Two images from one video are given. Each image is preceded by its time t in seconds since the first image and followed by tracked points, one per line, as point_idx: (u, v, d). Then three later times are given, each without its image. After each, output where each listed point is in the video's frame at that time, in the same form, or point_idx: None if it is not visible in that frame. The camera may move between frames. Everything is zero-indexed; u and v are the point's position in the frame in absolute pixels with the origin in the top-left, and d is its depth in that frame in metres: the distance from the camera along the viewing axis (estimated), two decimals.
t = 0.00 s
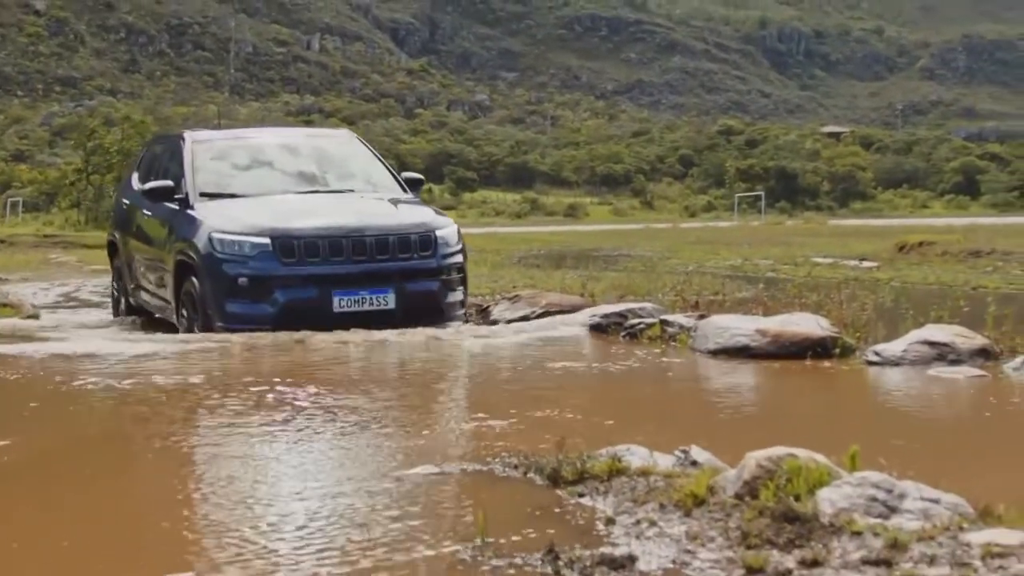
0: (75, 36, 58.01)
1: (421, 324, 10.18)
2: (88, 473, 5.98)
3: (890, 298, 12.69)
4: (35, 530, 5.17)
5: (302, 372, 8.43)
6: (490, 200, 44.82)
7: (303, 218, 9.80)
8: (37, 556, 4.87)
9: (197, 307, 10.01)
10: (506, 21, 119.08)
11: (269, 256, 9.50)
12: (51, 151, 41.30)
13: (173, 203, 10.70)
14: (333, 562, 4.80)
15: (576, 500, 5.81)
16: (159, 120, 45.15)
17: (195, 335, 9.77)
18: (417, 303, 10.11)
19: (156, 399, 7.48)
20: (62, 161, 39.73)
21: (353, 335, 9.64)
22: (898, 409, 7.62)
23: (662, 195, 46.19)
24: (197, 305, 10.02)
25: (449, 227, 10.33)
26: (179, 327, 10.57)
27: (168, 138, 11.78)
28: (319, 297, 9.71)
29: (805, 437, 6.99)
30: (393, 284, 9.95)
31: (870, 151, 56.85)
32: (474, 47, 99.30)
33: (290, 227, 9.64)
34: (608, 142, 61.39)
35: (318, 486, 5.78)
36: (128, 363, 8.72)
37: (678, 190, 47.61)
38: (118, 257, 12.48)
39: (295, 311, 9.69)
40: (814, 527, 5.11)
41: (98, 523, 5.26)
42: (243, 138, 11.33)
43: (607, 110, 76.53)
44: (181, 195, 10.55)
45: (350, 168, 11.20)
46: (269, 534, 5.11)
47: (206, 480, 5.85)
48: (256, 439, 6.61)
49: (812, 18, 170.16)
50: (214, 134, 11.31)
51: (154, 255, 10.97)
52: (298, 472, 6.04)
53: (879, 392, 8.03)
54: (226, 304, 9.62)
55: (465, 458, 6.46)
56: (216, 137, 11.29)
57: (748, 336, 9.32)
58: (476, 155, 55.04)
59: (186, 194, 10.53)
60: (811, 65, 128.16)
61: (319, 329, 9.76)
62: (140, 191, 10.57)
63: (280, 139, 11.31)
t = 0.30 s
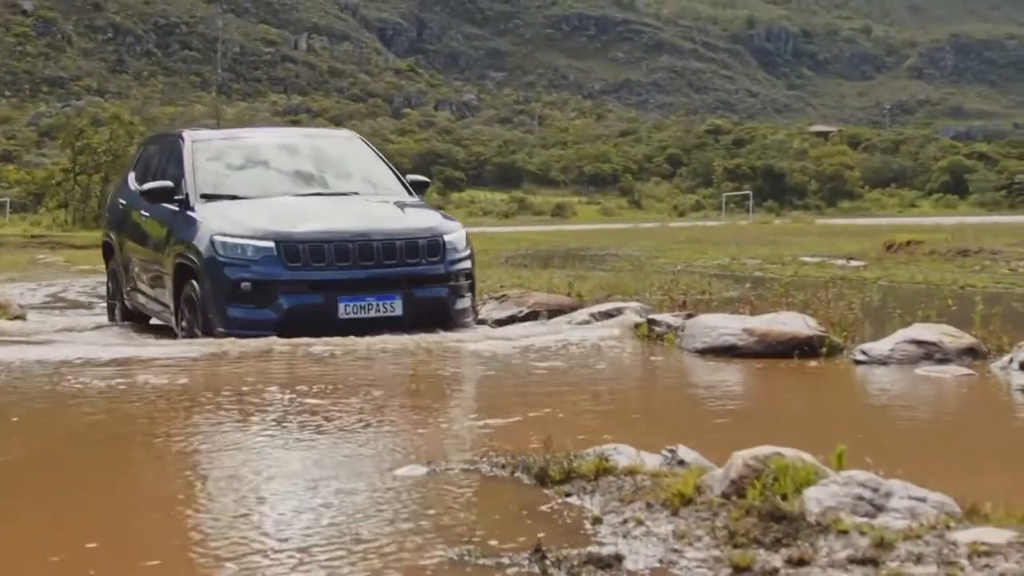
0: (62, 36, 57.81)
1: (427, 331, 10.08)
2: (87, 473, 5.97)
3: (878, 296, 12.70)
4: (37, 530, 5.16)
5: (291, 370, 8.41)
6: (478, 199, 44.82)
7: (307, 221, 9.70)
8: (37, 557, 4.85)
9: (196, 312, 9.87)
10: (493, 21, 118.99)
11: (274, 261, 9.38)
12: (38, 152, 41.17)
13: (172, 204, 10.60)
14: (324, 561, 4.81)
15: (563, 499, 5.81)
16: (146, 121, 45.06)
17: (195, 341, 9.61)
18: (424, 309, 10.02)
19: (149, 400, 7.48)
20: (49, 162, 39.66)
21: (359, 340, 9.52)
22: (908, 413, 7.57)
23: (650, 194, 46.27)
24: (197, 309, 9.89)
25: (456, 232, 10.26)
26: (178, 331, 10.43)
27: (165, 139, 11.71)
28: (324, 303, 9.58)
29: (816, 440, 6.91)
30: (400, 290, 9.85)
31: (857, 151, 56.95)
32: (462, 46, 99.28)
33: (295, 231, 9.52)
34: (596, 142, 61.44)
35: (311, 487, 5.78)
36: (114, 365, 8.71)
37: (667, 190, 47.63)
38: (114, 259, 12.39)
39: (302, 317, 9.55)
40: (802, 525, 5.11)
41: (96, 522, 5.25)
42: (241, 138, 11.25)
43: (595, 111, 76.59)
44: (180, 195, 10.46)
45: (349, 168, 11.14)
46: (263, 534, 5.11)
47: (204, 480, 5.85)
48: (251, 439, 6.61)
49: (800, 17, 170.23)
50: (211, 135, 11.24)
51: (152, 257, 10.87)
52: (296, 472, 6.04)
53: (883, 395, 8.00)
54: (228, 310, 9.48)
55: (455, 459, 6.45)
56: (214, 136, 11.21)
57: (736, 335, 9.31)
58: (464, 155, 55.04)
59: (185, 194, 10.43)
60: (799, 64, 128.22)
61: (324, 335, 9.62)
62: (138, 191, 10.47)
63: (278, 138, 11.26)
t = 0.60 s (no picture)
0: (46, 33, 57.55)
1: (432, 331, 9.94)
2: (85, 473, 5.95)
3: (860, 293, 12.73)
4: (38, 528, 5.15)
5: (275, 368, 8.39)
6: (463, 196, 44.81)
7: (306, 220, 9.57)
8: (38, 557, 4.84)
9: (194, 312, 9.75)
10: (477, 19, 118.90)
11: (274, 261, 9.24)
12: (21, 150, 41.00)
13: (166, 202, 10.52)
14: (311, 559, 4.81)
15: (545, 496, 5.82)
16: (130, 118, 44.95)
17: (193, 345, 9.47)
18: (430, 309, 9.88)
19: (142, 398, 7.46)
20: (33, 160, 39.55)
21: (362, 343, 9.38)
22: (916, 412, 7.48)
23: (634, 191, 46.31)
24: (195, 310, 9.76)
25: (462, 229, 10.12)
26: (174, 331, 10.37)
27: (158, 135, 11.63)
28: (326, 304, 9.45)
29: (825, 441, 6.83)
30: (405, 290, 9.70)
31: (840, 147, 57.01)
32: (447, 43, 99.18)
33: (295, 229, 9.39)
34: (579, 139, 61.38)
35: (302, 484, 5.79)
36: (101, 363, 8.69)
37: (651, 186, 47.68)
38: (105, 258, 12.32)
39: (303, 319, 9.40)
40: (782, 521, 5.13)
41: (92, 522, 5.25)
42: (236, 132, 11.19)
43: (579, 108, 76.55)
44: (174, 193, 10.40)
45: (346, 162, 11.07)
46: (253, 532, 5.11)
47: (202, 480, 5.84)
48: (241, 437, 6.61)
49: (782, 14, 170.39)
50: (206, 129, 11.17)
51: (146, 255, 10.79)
52: (290, 470, 6.04)
53: (887, 393, 7.93)
54: (226, 312, 9.34)
55: (441, 455, 6.43)
56: (208, 132, 11.13)
57: (719, 332, 9.35)
58: (447, 152, 54.97)
59: (180, 192, 10.35)
60: (782, 61, 128.41)
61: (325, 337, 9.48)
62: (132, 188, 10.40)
63: (274, 133, 11.18)
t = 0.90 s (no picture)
0: (26, 30, 57.26)
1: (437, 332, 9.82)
2: (83, 473, 5.92)
3: (840, 291, 12.73)
4: (36, 530, 5.12)
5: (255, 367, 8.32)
6: (444, 194, 44.76)
7: (307, 218, 9.47)
8: (37, 558, 4.81)
9: (192, 313, 9.55)
10: (458, 17, 118.75)
11: (276, 259, 9.12)
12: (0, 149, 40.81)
13: (162, 201, 10.36)
14: (300, 558, 4.79)
15: (526, 494, 5.82)
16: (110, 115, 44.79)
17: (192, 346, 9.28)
18: (436, 311, 9.77)
19: (136, 397, 7.42)
20: (13, 157, 39.38)
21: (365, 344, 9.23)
22: (920, 412, 7.48)
23: (615, 189, 46.31)
24: (192, 312, 9.59)
25: (469, 230, 10.05)
26: (168, 334, 10.17)
27: (154, 131, 11.45)
28: (329, 304, 9.30)
29: (813, 438, 6.84)
30: (410, 291, 9.59)
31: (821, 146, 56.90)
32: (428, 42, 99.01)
33: (298, 228, 9.29)
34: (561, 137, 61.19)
35: (289, 484, 5.76)
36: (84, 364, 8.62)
37: (632, 184, 47.74)
38: (98, 255, 12.17)
39: (305, 319, 9.26)
40: (762, 519, 5.13)
41: (82, 521, 5.22)
42: (233, 130, 11.04)
43: (561, 105, 76.47)
44: (171, 191, 10.23)
45: (342, 161, 10.89)
46: (243, 530, 5.10)
47: (200, 478, 5.81)
48: (230, 438, 6.58)
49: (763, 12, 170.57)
50: (203, 128, 11.00)
51: (140, 256, 10.61)
52: (285, 469, 6.01)
53: (873, 390, 7.98)
54: (225, 312, 9.16)
55: (424, 454, 6.44)
56: (204, 130, 10.96)
57: (700, 330, 9.48)
58: (428, 150, 54.84)
59: (177, 190, 10.18)
60: (764, 58, 128.55)
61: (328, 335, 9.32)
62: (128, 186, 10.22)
63: (269, 132, 11.03)
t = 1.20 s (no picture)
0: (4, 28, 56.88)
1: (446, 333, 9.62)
2: (78, 472, 5.89)
3: (819, 288, 12.77)
4: (35, 529, 5.10)
5: (235, 366, 8.31)
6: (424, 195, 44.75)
7: (313, 214, 9.23)
8: (36, 558, 4.80)
9: (192, 313, 9.33)
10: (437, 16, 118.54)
11: (281, 257, 8.88)
12: None
13: (160, 200, 10.13)
14: (291, 558, 4.80)
15: (504, 491, 5.82)
16: (89, 113, 44.58)
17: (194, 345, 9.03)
18: (443, 311, 9.57)
19: (120, 396, 7.41)
20: None
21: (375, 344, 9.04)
22: (942, 415, 7.33)
23: (594, 186, 46.40)
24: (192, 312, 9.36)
25: (479, 230, 9.84)
26: (166, 337, 9.93)
27: (150, 130, 11.26)
28: (336, 303, 9.09)
29: (794, 436, 6.83)
30: (418, 291, 9.40)
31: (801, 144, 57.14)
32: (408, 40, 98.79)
33: (304, 225, 9.04)
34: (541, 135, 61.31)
35: (280, 484, 5.75)
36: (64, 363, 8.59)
37: (611, 182, 47.86)
38: (90, 261, 12.00)
39: (311, 319, 9.03)
40: (741, 515, 5.14)
41: (81, 521, 5.20)
42: (230, 128, 10.83)
43: (542, 103, 76.48)
44: (169, 190, 10.00)
45: (339, 163, 10.70)
46: (234, 530, 5.09)
47: (196, 478, 5.80)
48: (218, 436, 6.57)
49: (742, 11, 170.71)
50: (200, 124, 10.78)
51: (136, 258, 10.42)
52: (275, 469, 6.00)
53: (885, 393, 7.84)
54: (228, 311, 8.91)
55: (405, 451, 6.44)
56: (201, 126, 10.76)
57: (677, 327, 9.50)
58: (408, 148, 54.75)
59: (176, 187, 9.97)
60: (744, 57, 128.65)
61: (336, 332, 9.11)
62: (125, 184, 10.01)
63: (261, 131, 10.82)
